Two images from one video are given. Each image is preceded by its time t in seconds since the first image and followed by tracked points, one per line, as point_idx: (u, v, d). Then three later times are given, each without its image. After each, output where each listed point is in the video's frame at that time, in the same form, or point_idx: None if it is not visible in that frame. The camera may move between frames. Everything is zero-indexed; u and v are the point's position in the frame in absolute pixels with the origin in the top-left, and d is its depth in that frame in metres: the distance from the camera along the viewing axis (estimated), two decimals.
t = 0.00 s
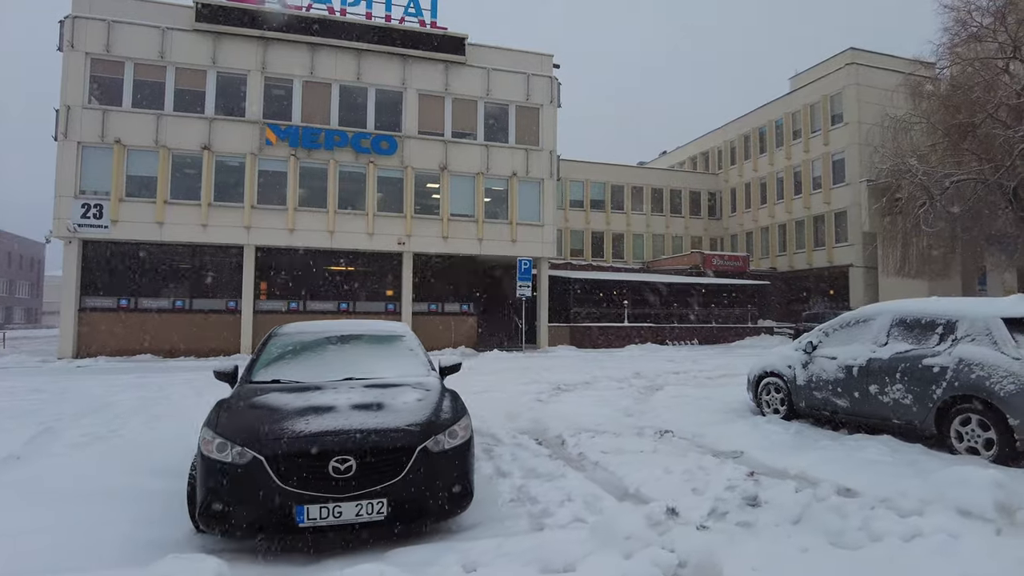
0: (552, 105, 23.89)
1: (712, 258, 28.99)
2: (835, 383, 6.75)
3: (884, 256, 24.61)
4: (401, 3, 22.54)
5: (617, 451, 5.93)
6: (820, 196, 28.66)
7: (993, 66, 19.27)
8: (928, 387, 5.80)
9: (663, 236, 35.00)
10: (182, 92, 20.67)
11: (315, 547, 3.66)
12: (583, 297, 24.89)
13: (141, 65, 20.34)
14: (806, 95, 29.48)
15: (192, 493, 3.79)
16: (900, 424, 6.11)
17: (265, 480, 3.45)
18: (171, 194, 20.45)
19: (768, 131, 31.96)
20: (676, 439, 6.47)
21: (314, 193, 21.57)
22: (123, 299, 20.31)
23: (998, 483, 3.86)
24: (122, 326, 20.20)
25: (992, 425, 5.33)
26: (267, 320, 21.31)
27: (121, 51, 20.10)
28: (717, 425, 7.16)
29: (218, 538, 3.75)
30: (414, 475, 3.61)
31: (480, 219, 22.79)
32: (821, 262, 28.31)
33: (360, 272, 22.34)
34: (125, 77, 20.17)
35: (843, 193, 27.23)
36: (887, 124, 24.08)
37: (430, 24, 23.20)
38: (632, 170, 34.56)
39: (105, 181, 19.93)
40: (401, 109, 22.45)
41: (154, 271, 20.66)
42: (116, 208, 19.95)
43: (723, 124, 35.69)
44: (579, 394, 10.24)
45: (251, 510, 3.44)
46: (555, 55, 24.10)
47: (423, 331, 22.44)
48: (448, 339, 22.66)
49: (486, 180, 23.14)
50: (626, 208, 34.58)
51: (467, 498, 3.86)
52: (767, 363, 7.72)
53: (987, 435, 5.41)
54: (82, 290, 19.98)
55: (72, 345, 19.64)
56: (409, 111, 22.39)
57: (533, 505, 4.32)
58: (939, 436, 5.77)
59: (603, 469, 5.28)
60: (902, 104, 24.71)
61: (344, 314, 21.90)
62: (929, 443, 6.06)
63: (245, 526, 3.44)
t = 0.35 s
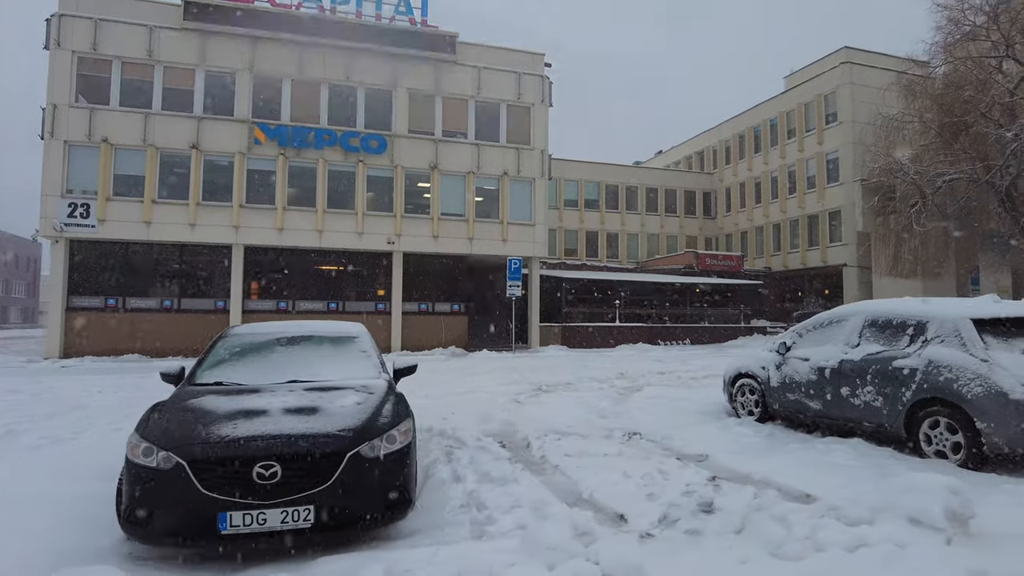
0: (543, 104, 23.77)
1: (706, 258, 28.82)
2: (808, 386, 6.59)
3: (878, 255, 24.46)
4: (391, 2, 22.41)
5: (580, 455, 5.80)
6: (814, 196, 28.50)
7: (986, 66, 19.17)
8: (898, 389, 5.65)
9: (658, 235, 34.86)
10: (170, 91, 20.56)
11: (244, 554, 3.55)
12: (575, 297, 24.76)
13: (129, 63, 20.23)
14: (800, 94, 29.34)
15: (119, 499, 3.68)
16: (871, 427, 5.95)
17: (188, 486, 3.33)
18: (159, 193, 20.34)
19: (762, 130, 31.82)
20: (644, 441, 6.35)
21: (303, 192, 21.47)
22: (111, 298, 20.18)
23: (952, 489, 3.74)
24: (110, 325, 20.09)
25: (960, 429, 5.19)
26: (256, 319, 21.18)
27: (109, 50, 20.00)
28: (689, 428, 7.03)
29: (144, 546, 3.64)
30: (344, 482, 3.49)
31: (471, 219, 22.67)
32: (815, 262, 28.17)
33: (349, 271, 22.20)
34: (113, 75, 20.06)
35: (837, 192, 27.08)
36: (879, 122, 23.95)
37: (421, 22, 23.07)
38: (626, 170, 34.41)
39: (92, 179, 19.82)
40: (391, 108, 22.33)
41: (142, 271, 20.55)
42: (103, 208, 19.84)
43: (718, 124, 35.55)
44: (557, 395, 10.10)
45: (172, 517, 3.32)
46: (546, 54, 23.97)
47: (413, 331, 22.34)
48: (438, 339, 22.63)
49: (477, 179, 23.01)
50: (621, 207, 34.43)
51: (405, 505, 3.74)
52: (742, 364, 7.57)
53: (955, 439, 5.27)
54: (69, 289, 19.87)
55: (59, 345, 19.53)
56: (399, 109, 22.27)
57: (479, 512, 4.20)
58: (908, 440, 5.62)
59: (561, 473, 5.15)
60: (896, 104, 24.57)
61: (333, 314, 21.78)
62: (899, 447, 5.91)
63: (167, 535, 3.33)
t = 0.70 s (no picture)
0: (534, 103, 23.66)
1: (699, 258, 28.64)
2: (778, 387, 6.43)
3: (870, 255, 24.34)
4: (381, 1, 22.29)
5: (542, 457, 5.70)
6: (808, 196, 28.39)
7: (978, 65, 19.10)
8: (865, 391, 5.50)
9: (652, 235, 34.74)
10: (157, 90, 20.45)
11: (168, 561, 3.44)
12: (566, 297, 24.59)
13: (116, 62, 20.13)
14: (794, 94, 29.23)
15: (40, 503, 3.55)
16: (839, 430, 5.80)
17: (105, 490, 3.21)
18: (146, 193, 20.23)
19: (756, 130, 31.71)
20: (610, 443, 6.24)
21: (292, 192, 21.37)
22: (98, 299, 20.06)
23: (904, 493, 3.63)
24: (97, 326, 19.97)
25: (925, 432, 5.05)
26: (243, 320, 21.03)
27: (95, 49, 19.89)
28: (659, 429, 6.91)
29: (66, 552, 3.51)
30: (272, 486, 3.39)
31: (461, 219, 22.55)
32: (809, 262, 28.04)
33: (338, 272, 22.06)
34: (99, 74, 19.96)
35: (831, 192, 26.96)
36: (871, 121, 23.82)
37: (411, 21, 22.96)
38: (620, 170, 34.27)
39: (79, 179, 19.73)
40: (381, 107, 22.23)
41: (130, 272, 20.43)
42: (89, 207, 19.73)
43: (712, 123, 35.42)
44: (535, 395, 10.00)
45: (88, 522, 3.20)
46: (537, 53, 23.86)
47: (402, 331, 22.20)
48: (427, 339, 22.46)
49: (467, 179, 22.89)
50: (615, 208, 34.31)
51: (338, 511, 3.65)
52: (715, 364, 7.42)
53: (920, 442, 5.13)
54: (55, 289, 19.75)
55: (45, 346, 19.41)
56: (388, 109, 22.17)
57: (422, 516, 4.09)
58: (875, 442, 5.47)
59: (517, 477, 5.04)
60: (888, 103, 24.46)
61: (322, 314, 21.62)
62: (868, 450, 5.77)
63: (83, 539, 3.20)
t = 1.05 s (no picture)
0: (525, 102, 23.52)
1: (692, 258, 28.44)
2: (753, 388, 6.26)
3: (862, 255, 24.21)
4: None
5: (506, 460, 5.54)
6: (801, 195, 28.25)
7: (970, 64, 19.04)
8: (838, 393, 5.30)
9: (645, 235, 34.59)
10: (143, 87, 20.26)
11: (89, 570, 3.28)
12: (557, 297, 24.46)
13: (101, 60, 19.96)
14: (787, 93, 29.09)
15: None
16: (811, 432, 5.61)
17: (18, 497, 3.05)
18: (132, 191, 20.05)
19: (750, 129, 31.58)
20: (579, 446, 6.09)
21: (280, 191, 21.20)
22: (83, 298, 19.87)
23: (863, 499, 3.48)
24: (82, 325, 19.79)
25: (896, 435, 4.87)
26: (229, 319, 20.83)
27: (80, 46, 19.71)
28: (631, 431, 6.76)
29: None
30: (199, 491, 3.24)
31: (450, 218, 22.38)
32: (802, 261, 27.90)
33: (327, 271, 21.88)
34: (84, 72, 19.78)
35: (823, 192, 26.84)
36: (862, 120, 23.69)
37: (401, 19, 22.80)
38: (613, 169, 34.12)
39: (64, 177, 19.54)
40: (370, 105, 22.07)
41: (115, 271, 20.25)
42: (74, 206, 19.54)
43: (706, 123, 35.28)
44: (513, 395, 9.85)
45: None
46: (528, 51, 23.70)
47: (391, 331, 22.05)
48: (416, 339, 22.28)
49: (457, 178, 22.72)
50: (608, 207, 34.14)
51: (272, 517, 3.50)
52: (692, 364, 7.26)
53: (892, 445, 4.95)
54: (39, 288, 19.56)
55: (28, 345, 19.23)
56: (377, 107, 22.02)
57: (366, 523, 3.94)
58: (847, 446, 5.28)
59: (475, 481, 4.89)
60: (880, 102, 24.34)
61: (310, 314, 21.41)
62: (840, 453, 5.59)
63: None
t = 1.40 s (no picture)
0: (510, 101, 23.41)
1: (678, 258, 28.38)
2: (716, 389, 6.13)
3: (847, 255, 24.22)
4: None
5: (459, 463, 5.44)
6: (787, 195, 28.25)
7: (954, 65, 19.04)
8: (797, 395, 5.14)
9: (633, 235, 34.54)
10: (122, 85, 20.04)
11: None
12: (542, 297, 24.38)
13: (80, 57, 19.73)
14: (774, 93, 29.08)
15: None
16: (772, 434, 5.46)
17: None
18: (111, 190, 19.83)
19: (737, 129, 31.57)
20: (537, 448, 5.99)
21: (262, 190, 21.04)
22: (61, 298, 19.62)
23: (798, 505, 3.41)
24: (59, 325, 19.54)
25: (853, 438, 4.72)
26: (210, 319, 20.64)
27: (58, 43, 19.48)
28: (594, 433, 6.67)
29: None
30: (110, 499, 3.12)
31: (434, 217, 22.24)
32: (788, 261, 27.90)
33: (308, 271, 21.75)
34: (62, 69, 19.54)
35: (810, 192, 26.84)
36: (847, 120, 23.72)
37: (385, 17, 22.66)
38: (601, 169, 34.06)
39: (42, 175, 19.31)
40: (353, 104, 21.92)
41: (94, 270, 20.02)
42: (51, 204, 19.30)
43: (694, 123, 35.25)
44: (486, 396, 9.73)
45: None
46: (513, 50, 23.59)
47: (374, 332, 21.90)
48: (400, 339, 22.13)
49: (441, 177, 22.58)
50: (596, 207, 34.07)
51: (194, 524, 3.39)
52: (659, 365, 7.15)
53: (849, 449, 4.80)
54: (16, 288, 19.33)
55: (5, 346, 18.99)
56: (361, 105, 21.88)
57: (299, 529, 3.85)
58: (806, 449, 5.13)
59: (422, 485, 4.78)
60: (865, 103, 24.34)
61: (292, 314, 21.24)
62: (801, 455, 5.45)
63: None
